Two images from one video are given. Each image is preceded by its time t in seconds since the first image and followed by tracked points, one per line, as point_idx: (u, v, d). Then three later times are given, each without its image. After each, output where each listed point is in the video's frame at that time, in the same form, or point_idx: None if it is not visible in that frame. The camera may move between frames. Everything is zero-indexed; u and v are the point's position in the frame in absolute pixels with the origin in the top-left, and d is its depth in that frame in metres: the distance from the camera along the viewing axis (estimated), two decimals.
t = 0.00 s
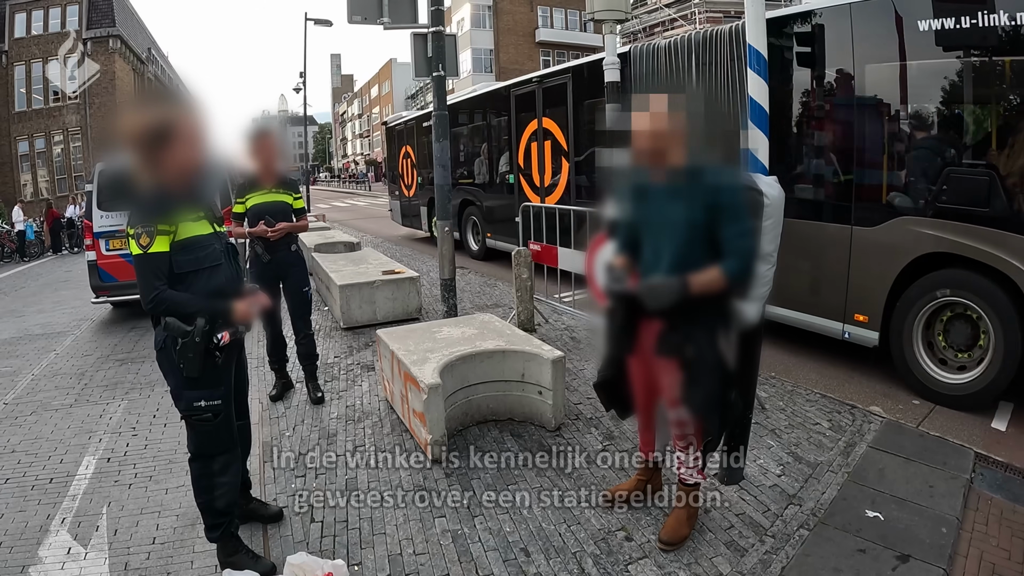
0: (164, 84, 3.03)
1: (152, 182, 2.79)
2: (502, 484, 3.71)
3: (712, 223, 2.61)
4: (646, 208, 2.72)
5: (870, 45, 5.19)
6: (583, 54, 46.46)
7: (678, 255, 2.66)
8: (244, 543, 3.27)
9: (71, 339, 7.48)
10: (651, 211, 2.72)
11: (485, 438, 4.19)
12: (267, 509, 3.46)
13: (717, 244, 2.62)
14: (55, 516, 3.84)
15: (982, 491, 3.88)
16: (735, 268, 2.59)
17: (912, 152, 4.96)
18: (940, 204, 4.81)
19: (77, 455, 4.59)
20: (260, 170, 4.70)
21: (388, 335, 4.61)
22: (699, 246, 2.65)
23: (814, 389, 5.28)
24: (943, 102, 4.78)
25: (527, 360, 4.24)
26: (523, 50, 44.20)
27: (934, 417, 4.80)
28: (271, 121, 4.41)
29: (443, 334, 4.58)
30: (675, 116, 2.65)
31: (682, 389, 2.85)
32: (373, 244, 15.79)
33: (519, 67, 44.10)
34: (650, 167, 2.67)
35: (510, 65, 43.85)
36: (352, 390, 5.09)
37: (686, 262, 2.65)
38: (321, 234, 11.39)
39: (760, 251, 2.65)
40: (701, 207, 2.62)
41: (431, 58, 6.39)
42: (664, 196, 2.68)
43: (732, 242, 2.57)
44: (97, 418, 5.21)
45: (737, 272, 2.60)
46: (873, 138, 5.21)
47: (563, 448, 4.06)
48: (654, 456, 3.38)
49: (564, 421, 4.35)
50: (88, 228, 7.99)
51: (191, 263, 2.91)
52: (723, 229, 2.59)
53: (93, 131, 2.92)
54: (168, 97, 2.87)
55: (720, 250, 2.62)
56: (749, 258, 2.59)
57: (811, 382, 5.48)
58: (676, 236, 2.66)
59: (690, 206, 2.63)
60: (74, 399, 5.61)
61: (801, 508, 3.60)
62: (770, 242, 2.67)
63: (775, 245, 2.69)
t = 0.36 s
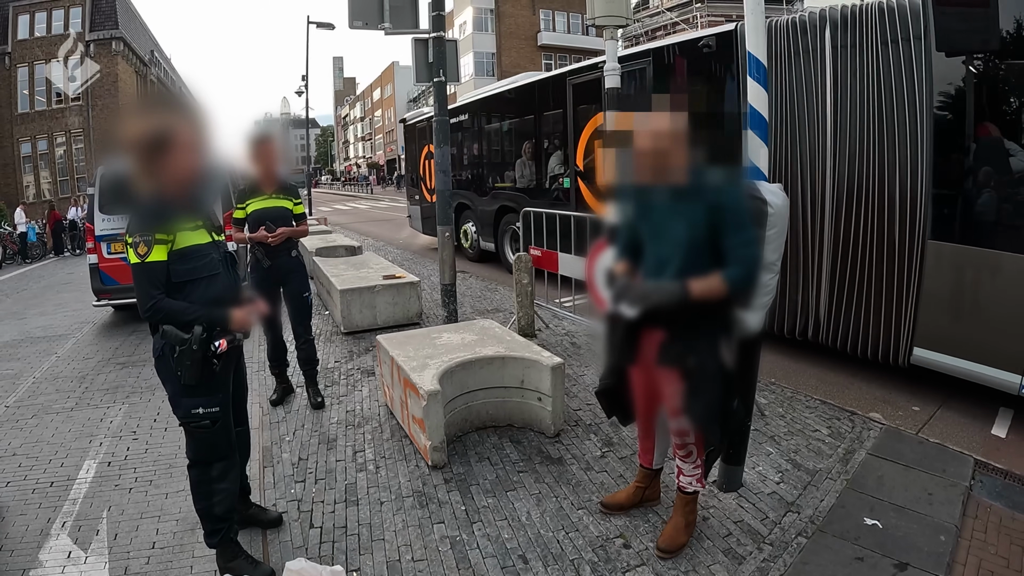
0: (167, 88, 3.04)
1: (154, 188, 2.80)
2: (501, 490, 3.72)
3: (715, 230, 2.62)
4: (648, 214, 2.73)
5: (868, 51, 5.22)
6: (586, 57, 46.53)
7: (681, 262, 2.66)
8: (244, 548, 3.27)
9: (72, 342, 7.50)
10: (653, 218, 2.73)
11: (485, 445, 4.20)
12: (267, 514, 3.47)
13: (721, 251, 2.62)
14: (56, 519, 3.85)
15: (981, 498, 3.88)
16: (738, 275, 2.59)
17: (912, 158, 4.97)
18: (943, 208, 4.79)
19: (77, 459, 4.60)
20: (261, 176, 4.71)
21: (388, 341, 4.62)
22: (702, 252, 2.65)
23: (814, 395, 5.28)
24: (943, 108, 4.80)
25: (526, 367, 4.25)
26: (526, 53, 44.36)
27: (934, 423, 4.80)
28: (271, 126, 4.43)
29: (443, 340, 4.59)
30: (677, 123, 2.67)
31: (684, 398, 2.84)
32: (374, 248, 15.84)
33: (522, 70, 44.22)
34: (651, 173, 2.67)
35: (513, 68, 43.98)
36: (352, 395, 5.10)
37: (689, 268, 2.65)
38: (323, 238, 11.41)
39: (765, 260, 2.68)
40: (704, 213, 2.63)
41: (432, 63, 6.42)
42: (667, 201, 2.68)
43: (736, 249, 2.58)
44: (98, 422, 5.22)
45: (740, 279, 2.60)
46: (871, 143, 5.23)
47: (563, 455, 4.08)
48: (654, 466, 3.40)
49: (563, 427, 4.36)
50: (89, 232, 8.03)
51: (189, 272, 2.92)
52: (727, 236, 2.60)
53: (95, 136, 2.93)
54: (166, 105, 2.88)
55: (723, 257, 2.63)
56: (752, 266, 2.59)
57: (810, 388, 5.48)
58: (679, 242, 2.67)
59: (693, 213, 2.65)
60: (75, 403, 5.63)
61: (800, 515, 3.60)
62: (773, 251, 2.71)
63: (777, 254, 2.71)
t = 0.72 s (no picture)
0: (168, 86, 3.04)
1: (154, 186, 2.79)
2: (501, 490, 3.71)
3: (719, 228, 2.62)
4: (650, 212, 2.72)
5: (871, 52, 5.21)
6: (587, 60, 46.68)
7: (684, 261, 2.65)
8: (243, 547, 3.27)
9: (73, 341, 7.50)
10: (656, 215, 2.72)
11: (485, 445, 4.20)
12: (266, 513, 3.46)
13: (724, 250, 2.62)
14: (55, 518, 3.85)
15: (984, 499, 3.86)
16: (741, 274, 2.59)
17: (904, 157, 4.93)
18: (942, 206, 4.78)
19: (77, 458, 4.60)
20: (262, 176, 4.72)
21: (388, 340, 4.62)
22: (705, 251, 2.65)
23: (816, 396, 5.27)
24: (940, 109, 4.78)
25: (526, 367, 4.24)
26: (528, 57, 44.54)
27: (936, 425, 4.78)
28: (274, 126, 4.44)
29: (444, 340, 4.59)
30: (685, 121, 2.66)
31: (687, 398, 2.82)
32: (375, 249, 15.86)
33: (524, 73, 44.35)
34: (654, 170, 2.66)
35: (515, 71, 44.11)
36: (352, 395, 5.10)
37: (692, 267, 2.64)
38: (324, 240, 11.43)
39: (768, 260, 2.68)
40: (707, 212, 2.63)
41: (434, 65, 6.43)
42: (669, 199, 2.67)
43: (740, 247, 2.58)
44: (98, 421, 5.22)
45: (744, 278, 2.59)
46: (869, 141, 5.20)
47: (563, 455, 4.06)
48: (655, 467, 3.39)
49: (564, 428, 4.35)
50: (91, 232, 8.04)
51: (188, 269, 2.92)
52: (731, 236, 2.60)
53: (96, 134, 2.93)
54: (168, 103, 2.88)
55: (726, 256, 2.62)
56: (755, 265, 2.59)
57: (812, 389, 5.45)
58: (682, 241, 2.66)
59: (696, 211, 2.64)
60: (75, 402, 5.63)
61: (801, 516, 3.58)
62: (777, 251, 2.70)
63: (780, 254, 2.71)
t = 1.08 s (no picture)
0: (169, 86, 3.04)
1: (155, 185, 2.79)
2: (503, 490, 3.70)
3: (721, 228, 2.61)
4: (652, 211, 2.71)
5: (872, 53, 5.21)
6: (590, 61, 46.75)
7: (686, 260, 2.65)
8: (244, 546, 3.26)
9: (75, 341, 7.51)
10: (658, 214, 2.72)
11: (487, 445, 4.19)
12: (268, 512, 3.45)
13: (726, 249, 2.61)
14: (57, 516, 3.85)
15: (987, 500, 3.85)
16: (744, 273, 2.58)
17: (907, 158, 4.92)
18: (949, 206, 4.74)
19: (79, 457, 4.60)
20: (265, 176, 4.73)
21: (390, 340, 4.62)
22: (707, 251, 2.64)
23: (818, 397, 5.26)
24: (939, 109, 4.77)
25: (529, 367, 4.24)
26: (530, 58, 44.63)
27: (939, 426, 4.76)
28: (277, 126, 4.44)
29: (446, 340, 4.58)
30: (690, 120, 2.65)
31: (689, 397, 2.81)
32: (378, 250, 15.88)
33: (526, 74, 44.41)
34: (656, 168, 2.66)
35: (517, 72, 44.18)
36: (354, 395, 5.10)
37: (694, 266, 2.64)
38: (327, 240, 11.44)
39: (771, 261, 2.66)
40: (709, 211, 2.62)
41: (436, 64, 6.44)
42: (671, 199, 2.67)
43: (742, 247, 2.57)
44: (100, 420, 5.23)
45: (747, 278, 2.58)
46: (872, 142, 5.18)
47: (565, 455, 4.06)
48: (658, 466, 3.39)
49: (566, 428, 4.34)
50: (94, 232, 8.06)
51: (190, 268, 2.92)
52: (732, 237, 2.59)
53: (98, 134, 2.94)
54: (170, 101, 2.88)
55: (729, 256, 2.62)
56: (758, 264, 2.58)
57: (814, 391, 5.44)
58: (684, 240, 2.65)
59: (698, 210, 2.63)
60: (77, 401, 5.63)
61: (803, 517, 3.57)
62: (780, 252, 2.69)
63: (783, 254, 2.70)
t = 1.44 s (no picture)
0: (169, 86, 3.03)
1: (156, 185, 2.79)
2: (504, 490, 3.70)
3: (721, 227, 2.61)
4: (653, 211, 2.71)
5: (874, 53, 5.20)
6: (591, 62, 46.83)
7: (687, 260, 2.64)
8: (245, 546, 3.26)
9: (76, 341, 7.51)
10: (657, 214, 2.72)
11: (489, 445, 4.18)
12: (268, 513, 3.45)
13: (727, 249, 2.60)
14: (57, 516, 3.84)
15: (989, 501, 3.83)
16: (745, 273, 2.57)
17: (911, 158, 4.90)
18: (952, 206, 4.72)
19: (80, 456, 4.60)
20: (267, 176, 4.72)
21: (391, 340, 4.61)
22: (707, 251, 2.64)
23: (820, 398, 5.24)
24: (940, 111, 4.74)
25: (531, 367, 4.23)
26: (532, 58, 44.69)
27: (941, 426, 4.75)
28: (278, 126, 4.43)
29: (448, 340, 4.58)
30: (690, 119, 2.64)
31: (690, 397, 2.80)
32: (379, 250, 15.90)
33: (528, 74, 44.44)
34: (656, 168, 2.66)
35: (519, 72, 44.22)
36: (356, 395, 5.10)
37: (695, 267, 2.64)
38: (329, 240, 11.45)
39: (771, 260, 2.65)
40: (709, 211, 2.61)
41: (438, 64, 6.43)
42: (670, 198, 2.67)
43: (743, 247, 2.56)
44: (101, 420, 5.23)
45: (748, 278, 2.57)
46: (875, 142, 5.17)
47: (567, 455, 4.05)
48: (659, 466, 3.38)
49: (568, 428, 4.34)
50: (95, 232, 8.07)
51: (192, 267, 2.91)
52: (732, 236, 2.58)
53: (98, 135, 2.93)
54: (170, 100, 2.88)
55: (730, 256, 2.61)
56: (759, 264, 2.57)
57: (816, 391, 5.43)
58: (685, 240, 2.65)
59: (699, 209, 2.63)
60: (78, 401, 5.63)
61: (805, 517, 3.56)
62: (780, 251, 2.67)
63: (784, 253, 2.69)
